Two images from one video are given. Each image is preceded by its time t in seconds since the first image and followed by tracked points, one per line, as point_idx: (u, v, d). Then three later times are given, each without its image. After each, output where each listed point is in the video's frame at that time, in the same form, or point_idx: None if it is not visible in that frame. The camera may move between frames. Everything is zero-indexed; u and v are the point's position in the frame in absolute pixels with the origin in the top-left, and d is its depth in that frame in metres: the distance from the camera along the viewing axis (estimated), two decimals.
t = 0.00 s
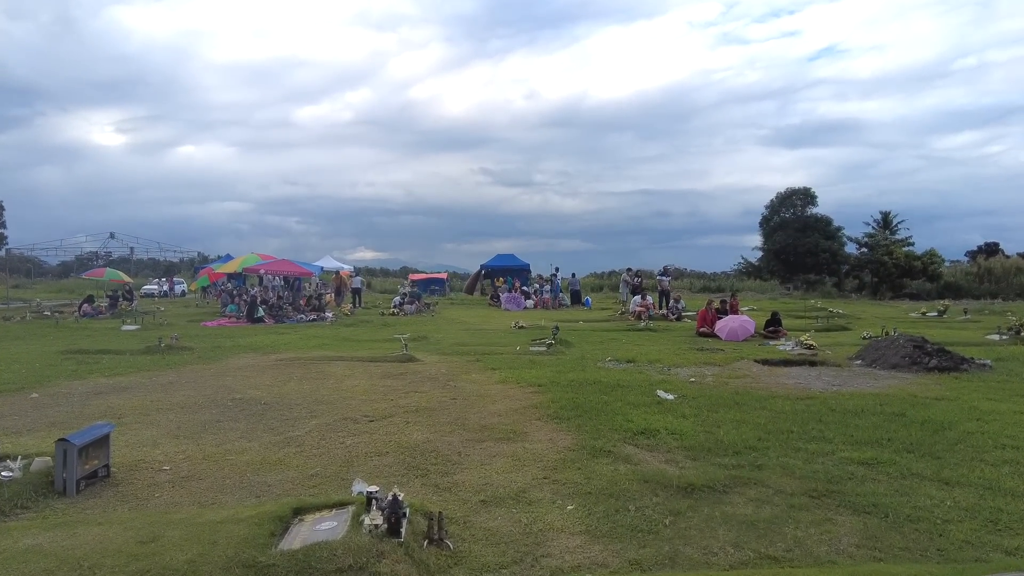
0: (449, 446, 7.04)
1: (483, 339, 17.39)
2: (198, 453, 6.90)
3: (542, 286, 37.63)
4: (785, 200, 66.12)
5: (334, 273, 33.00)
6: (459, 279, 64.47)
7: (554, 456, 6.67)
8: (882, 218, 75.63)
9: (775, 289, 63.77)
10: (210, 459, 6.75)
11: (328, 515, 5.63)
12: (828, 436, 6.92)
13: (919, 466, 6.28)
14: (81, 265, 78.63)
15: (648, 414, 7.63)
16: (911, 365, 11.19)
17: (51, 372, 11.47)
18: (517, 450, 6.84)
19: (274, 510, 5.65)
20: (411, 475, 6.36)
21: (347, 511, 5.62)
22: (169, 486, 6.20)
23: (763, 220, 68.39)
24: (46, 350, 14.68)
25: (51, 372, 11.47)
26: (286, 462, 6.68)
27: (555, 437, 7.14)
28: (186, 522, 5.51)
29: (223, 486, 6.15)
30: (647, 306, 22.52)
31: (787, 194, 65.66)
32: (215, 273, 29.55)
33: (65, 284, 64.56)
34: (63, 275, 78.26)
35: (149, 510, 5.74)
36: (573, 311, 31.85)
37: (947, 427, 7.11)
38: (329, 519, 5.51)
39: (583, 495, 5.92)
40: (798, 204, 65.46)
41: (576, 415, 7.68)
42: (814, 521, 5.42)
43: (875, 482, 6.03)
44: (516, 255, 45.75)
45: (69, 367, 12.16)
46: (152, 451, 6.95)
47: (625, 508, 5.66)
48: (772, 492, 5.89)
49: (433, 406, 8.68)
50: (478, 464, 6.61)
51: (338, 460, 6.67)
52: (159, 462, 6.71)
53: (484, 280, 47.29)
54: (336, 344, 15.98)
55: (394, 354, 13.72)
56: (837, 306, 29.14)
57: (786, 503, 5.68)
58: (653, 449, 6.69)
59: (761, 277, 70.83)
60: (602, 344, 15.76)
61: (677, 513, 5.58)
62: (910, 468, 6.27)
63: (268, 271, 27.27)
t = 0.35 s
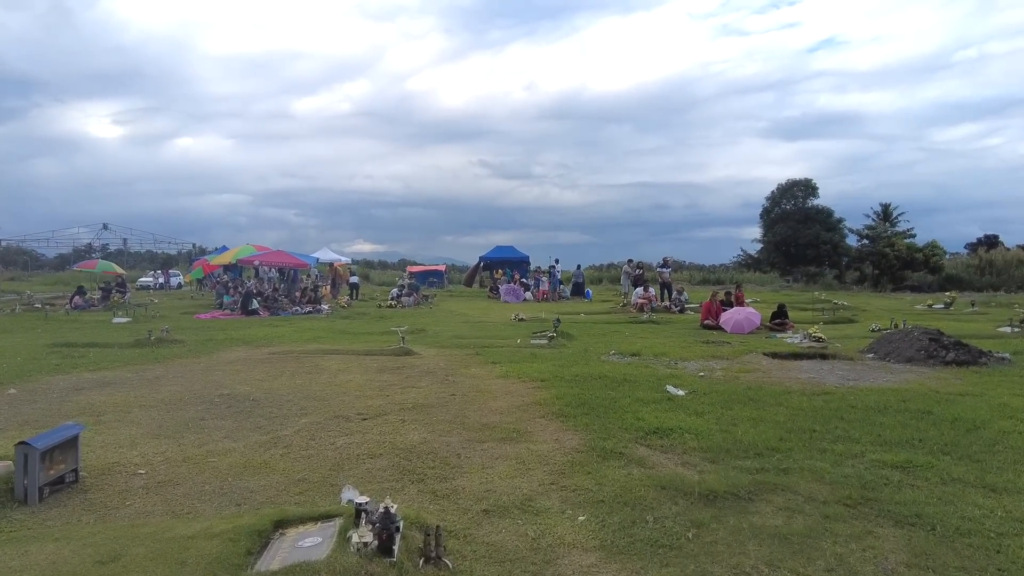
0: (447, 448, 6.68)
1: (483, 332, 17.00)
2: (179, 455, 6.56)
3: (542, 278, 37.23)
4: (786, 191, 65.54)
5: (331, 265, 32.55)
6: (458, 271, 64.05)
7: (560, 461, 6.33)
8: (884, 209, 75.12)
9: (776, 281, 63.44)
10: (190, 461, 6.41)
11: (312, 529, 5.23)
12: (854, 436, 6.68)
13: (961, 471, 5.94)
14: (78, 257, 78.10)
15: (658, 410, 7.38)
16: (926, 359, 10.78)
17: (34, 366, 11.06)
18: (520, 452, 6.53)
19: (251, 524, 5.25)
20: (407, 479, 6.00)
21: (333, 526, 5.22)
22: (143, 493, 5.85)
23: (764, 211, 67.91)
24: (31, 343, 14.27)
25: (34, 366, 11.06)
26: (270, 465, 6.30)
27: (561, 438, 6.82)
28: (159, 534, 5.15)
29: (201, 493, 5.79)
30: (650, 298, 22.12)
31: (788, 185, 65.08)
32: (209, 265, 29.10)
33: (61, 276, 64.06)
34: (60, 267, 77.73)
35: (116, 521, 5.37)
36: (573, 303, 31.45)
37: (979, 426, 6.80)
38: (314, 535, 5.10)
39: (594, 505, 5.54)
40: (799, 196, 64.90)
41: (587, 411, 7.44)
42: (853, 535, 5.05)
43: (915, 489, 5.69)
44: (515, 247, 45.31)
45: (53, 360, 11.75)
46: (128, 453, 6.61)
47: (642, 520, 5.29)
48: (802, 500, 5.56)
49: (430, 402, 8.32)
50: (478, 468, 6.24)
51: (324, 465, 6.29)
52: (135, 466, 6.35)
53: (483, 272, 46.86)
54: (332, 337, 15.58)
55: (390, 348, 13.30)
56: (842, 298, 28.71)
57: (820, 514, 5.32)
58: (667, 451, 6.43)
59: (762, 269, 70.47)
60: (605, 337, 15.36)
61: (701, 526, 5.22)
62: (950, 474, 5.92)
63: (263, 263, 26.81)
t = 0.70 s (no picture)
0: (448, 463, 6.33)
1: (483, 331, 16.59)
2: (156, 469, 6.23)
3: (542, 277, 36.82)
4: (787, 188, 65.09)
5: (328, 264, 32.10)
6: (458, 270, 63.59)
7: (572, 477, 5.97)
8: (885, 206, 74.68)
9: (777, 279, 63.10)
10: (169, 477, 6.07)
11: (295, 564, 4.74)
12: (888, 448, 6.39)
13: (1015, 490, 5.57)
14: (75, 256, 77.55)
15: (673, 419, 7.12)
16: (946, 360, 10.36)
17: (16, 369, 10.63)
18: (528, 467, 6.19)
19: (226, 559, 4.78)
20: (405, 500, 5.65)
21: (320, 563, 4.73)
22: (114, 513, 5.48)
23: (765, 209, 67.48)
24: (17, 345, 13.82)
25: (16, 369, 10.63)
26: (255, 483, 5.97)
27: (571, 451, 6.48)
28: (126, 564, 4.75)
29: (178, 515, 5.43)
30: (653, 296, 21.70)
31: (789, 183, 64.64)
32: (205, 263, 28.63)
33: (58, 274, 63.56)
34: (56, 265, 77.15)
35: (78, 549, 4.96)
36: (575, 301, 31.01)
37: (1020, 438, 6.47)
38: (297, 570, 4.61)
39: (614, 531, 5.13)
40: (800, 193, 64.45)
41: (599, 419, 7.19)
42: (912, 566, 4.63)
43: (969, 511, 5.31)
44: (515, 245, 44.89)
45: (38, 363, 11.31)
46: (101, 467, 6.28)
47: (669, 548, 4.87)
48: (845, 524, 5.16)
49: (430, 408, 7.96)
50: (483, 485, 5.88)
51: (314, 484, 5.94)
52: (106, 483, 5.98)
53: (483, 270, 46.44)
54: (329, 337, 15.15)
55: (388, 349, 12.88)
56: (847, 296, 28.31)
57: (868, 541, 4.92)
58: (684, 465, 6.13)
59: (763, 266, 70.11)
60: (609, 336, 14.95)
61: (734, 554, 4.80)
62: (1004, 493, 5.53)
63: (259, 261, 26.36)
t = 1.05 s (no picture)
0: (451, 488, 5.91)
1: (484, 335, 16.06)
2: (127, 495, 5.81)
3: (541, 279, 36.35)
4: (788, 190, 64.64)
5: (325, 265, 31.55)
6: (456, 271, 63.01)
7: (592, 507, 5.54)
8: (885, 208, 74.34)
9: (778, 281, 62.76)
10: (139, 504, 5.64)
11: None
12: (938, 470, 5.99)
13: None
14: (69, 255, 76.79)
15: (694, 436, 6.85)
16: (973, 368, 9.87)
17: None
18: (540, 494, 5.80)
19: None
20: (403, 536, 5.14)
21: None
22: (71, 550, 4.97)
23: (765, 210, 67.05)
24: None
25: None
26: (236, 512, 5.51)
27: (590, 476, 6.12)
28: None
29: (145, 551, 4.93)
30: (658, 299, 21.20)
31: (790, 185, 64.19)
32: (198, 264, 28.03)
33: (51, 274, 62.80)
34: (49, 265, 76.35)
35: None
36: (575, 304, 30.51)
37: None
38: None
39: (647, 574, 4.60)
40: (802, 195, 64.01)
41: (614, 436, 6.91)
42: None
43: None
44: (514, 246, 44.39)
45: (16, 369, 10.75)
46: (63, 493, 5.82)
47: None
48: (914, 568, 4.63)
49: (429, 422, 7.59)
50: (493, 517, 5.41)
51: (301, 515, 5.44)
52: (68, 512, 5.51)
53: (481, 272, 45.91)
54: (324, 341, 14.62)
55: (386, 353, 12.36)
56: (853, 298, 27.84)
57: None
58: (714, 492, 5.74)
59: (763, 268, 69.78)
60: (615, 341, 14.44)
61: None
62: None
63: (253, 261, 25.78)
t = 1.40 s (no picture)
0: (447, 508, 5.50)
1: (480, 339, 15.60)
2: (86, 517, 5.36)
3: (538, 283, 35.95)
4: (785, 193, 64.44)
5: (318, 267, 31.06)
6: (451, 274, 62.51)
7: (604, 532, 5.13)
8: (882, 211, 74.20)
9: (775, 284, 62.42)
10: (98, 528, 5.19)
11: None
12: (976, 484, 5.70)
13: None
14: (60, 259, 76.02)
15: (708, 447, 6.58)
16: (991, 372, 9.48)
17: None
18: (546, 514, 5.42)
19: None
20: (391, 566, 4.68)
21: None
22: None
23: (762, 214, 66.83)
24: None
25: None
26: (205, 538, 5.06)
27: (601, 494, 5.74)
28: None
29: None
30: (657, 301, 20.81)
31: (787, 187, 64.04)
32: (188, 266, 27.50)
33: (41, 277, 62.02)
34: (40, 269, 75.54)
35: None
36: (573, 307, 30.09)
37: None
38: None
39: None
40: (799, 198, 63.81)
41: (624, 447, 6.62)
42: None
43: None
44: (511, 248, 43.98)
45: None
46: (15, 514, 5.37)
47: None
48: None
49: (422, 432, 7.21)
50: (494, 544, 4.97)
51: (277, 542, 4.99)
52: (17, 537, 5.04)
53: (477, 275, 45.47)
54: (314, 345, 14.15)
55: (379, 358, 11.91)
56: (854, 301, 27.46)
57: None
58: (738, 512, 5.40)
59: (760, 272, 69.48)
60: (615, 345, 14.01)
61: None
62: None
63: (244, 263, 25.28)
